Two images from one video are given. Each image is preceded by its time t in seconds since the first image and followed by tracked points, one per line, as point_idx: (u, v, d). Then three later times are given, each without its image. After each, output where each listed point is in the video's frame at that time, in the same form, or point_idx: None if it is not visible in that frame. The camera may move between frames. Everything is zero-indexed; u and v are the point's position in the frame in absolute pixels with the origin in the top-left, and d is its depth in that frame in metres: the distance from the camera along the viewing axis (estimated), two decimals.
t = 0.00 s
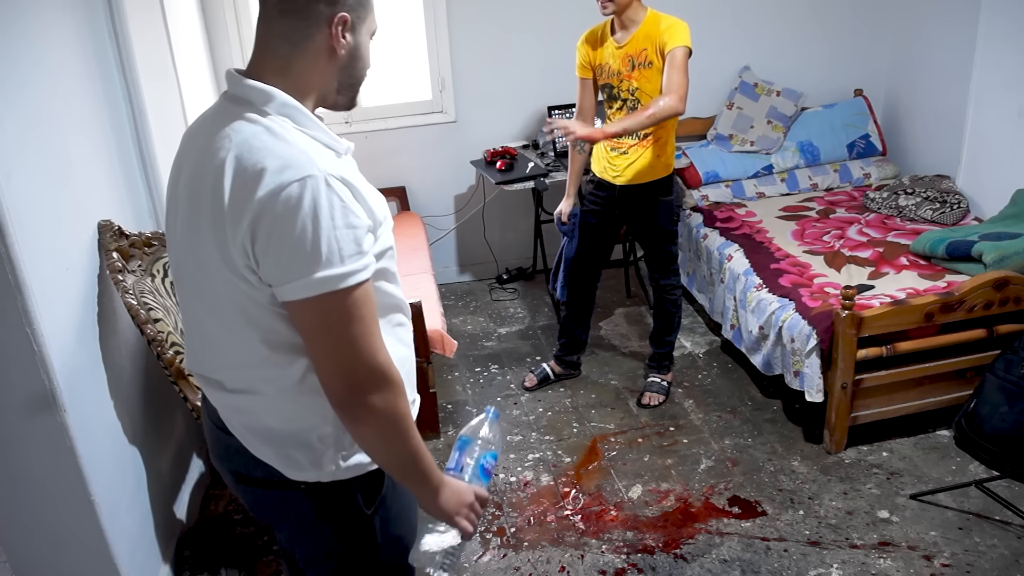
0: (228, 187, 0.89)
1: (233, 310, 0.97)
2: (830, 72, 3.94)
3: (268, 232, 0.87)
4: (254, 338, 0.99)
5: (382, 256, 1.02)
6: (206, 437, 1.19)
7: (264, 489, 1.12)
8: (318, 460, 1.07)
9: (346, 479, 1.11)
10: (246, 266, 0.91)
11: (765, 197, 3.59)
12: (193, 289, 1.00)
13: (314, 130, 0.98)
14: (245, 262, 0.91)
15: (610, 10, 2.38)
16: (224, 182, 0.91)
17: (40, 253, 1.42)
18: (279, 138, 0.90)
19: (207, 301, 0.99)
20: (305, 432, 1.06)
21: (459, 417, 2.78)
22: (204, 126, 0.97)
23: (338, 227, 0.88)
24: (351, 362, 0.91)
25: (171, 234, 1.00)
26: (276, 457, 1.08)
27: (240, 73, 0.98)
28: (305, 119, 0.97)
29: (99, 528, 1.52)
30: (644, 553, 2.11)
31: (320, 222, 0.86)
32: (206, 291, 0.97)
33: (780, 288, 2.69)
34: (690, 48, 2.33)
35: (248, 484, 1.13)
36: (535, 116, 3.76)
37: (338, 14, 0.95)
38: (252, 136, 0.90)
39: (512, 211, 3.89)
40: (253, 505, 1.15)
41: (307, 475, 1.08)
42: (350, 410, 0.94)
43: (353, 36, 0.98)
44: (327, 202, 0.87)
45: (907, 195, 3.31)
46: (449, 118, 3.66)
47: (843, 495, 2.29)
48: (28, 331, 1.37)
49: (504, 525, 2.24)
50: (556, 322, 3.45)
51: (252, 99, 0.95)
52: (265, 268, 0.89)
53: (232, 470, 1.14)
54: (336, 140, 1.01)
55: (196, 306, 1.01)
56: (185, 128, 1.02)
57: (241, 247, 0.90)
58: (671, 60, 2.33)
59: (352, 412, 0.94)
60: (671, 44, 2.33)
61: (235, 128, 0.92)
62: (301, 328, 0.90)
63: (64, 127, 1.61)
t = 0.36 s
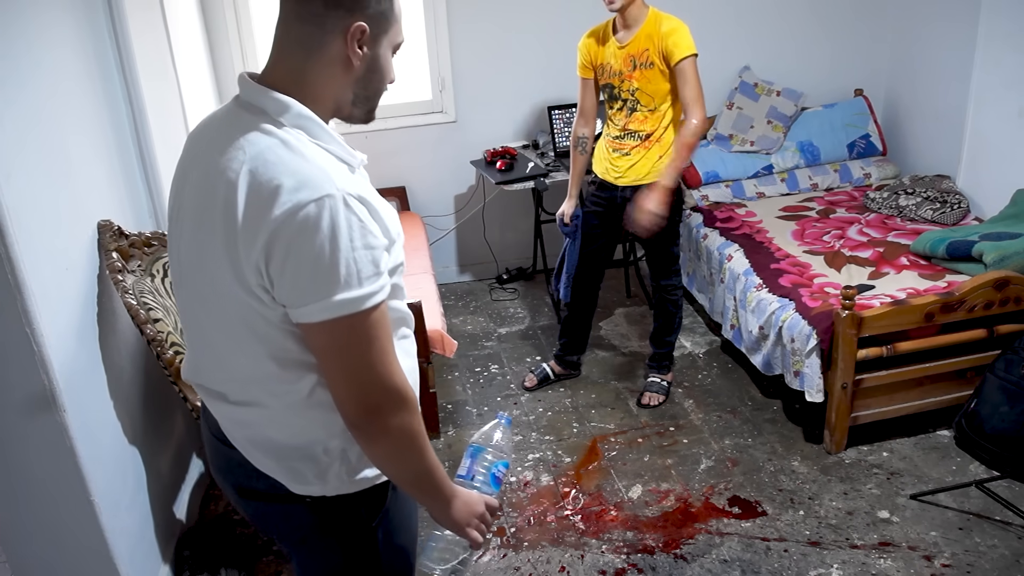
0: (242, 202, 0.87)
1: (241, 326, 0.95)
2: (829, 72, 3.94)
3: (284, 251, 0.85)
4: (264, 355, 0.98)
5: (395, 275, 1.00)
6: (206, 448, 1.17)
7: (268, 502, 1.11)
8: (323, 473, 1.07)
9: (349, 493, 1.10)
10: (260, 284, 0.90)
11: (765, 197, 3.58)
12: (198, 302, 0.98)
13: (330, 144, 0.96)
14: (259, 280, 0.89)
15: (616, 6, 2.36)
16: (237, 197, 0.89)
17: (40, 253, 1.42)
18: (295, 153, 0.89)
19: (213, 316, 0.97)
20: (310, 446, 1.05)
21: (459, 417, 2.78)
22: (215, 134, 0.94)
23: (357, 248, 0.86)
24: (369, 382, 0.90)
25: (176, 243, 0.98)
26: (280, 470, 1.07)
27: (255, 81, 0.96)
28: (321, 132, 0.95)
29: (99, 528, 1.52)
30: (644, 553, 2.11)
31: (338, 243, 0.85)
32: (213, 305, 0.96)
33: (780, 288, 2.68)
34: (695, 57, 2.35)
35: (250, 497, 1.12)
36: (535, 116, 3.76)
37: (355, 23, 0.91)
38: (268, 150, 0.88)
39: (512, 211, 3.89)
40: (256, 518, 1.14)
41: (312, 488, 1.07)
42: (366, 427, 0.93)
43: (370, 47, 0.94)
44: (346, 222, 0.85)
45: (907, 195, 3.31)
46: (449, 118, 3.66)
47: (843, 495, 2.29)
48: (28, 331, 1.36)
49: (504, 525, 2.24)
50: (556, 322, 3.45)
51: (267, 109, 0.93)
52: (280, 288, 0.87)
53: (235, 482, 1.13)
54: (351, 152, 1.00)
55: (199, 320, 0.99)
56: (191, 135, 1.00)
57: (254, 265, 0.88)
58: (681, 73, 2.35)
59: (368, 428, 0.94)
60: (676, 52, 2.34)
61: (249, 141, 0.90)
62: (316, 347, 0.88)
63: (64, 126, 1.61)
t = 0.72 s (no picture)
0: (254, 215, 0.87)
1: (251, 338, 0.95)
2: (829, 72, 3.94)
3: (297, 265, 0.85)
4: (275, 367, 0.97)
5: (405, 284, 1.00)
6: (208, 456, 1.17)
7: (275, 509, 1.11)
8: (333, 480, 1.06)
9: (358, 499, 1.10)
10: (272, 297, 0.89)
11: (765, 197, 3.58)
12: (205, 312, 0.97)
13: (340, 152, 0.96)
14: (271, 293, 0.89)
15: (628, 7, 2.36)
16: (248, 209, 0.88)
17: (40, 253, 1.42)
18: (307, 164, 0.88)
19: (221, 327, 0.96)
20: (318, 453, 1.05)
21: (459, 417, 2.78)
22: (223, 143, 0.93)
23: (371, 261, 0.86)
24: (383, 395, 0.90)
25: (182, 253, 0.97)
26: (287, 477, 1.06)
27: (263, 88, 0.95)
28: (331, 141, 0.95)
29: (99, 529, 1.52)
30: (644, 553, 2.11)
31: (352, 257, 0.84)
32: (221, 316, 0.95)
33: (780, 288, 2.68)
34: (711, 60, 2.40)
35: (257, 505, 1.12)
36: (535, 117, 3.76)
37: (371, 31, 0.90)
38: (279, 161, 0.87)
39: (512, 211, 3.89)
40: (261, 527, 1.14)
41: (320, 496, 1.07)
42: (379, 440, 0.93)
43: (383, 55, 0.94)
44: (360, 235, 0.85)
45: (907, 195, 3.31)
46: (449, 118, 3.66)
47: (843, 495, 2.29)
48: (28, 331, 1.36)
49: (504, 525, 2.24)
50: (556, 322, 3.45)
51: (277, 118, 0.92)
52: (294, 302, 0.87)
53: (240, 491, 1.12)
54: (360, 160, 0.99)
55: (206, 330, 0.99)
56: (197, 143, 0.98)
57: (266, 277, 0.87)
58: (699, 76, 2.43)
59: (382, 441, 0.93)
60: (694, 56, 2.37)
61: (260, 151, 0.89)
62: (329, 360, 0.88)
63: (64, 126, 1.61)
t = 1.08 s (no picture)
0: (266, 211, 0.86)
1: (266, 337, 0.95)
2: (829, 72, 3.94)
3: (312, 260, 0.84)
4: (290, 365, 0.97)
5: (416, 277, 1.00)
6: (217, 460, 1.16)
7: (287, 512, 1.11)
8: (348, 481, 1.07)
9: (372, 500, 1.10)
10: (287, 293, 0.89)
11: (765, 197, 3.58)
12: (218, 313, 0.97)
13: (345, 146, 0.96)
14: (287, 289, 0.88)
15: (632, 8, 2.36)
16: (260, 206, 0.88)
17: (40, 253, 1.42)
18: (316, 158, 0.88)
19: (236, 329, 0.96)
20: (331, 455, 1.05)
21: (459, 417, 2.78)
22: (229, 141, 0.93)
23: (384, 252, 0.86)
24: (397, 388, 0.90)
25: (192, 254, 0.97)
26: (301, 480, 1.06)
27: (265, 85, 0.94)
28: (337, 135, 0.95)
29: (99, 529, 1.52)
30: (644, 553, 2.11)
31: (367, 249, 0.84)
32: (235, 316, 0.95)
33: (780, 288, 2.68)
34: (711, 63, 2.41)
35: (269, 507, 1.12)
36: (534, 117, 3.76)
37: (368, 19, 0.93)
38: (288, 157, 0.87)
39: (512, 211, 3.89)
40: (272, 530, 1.14)
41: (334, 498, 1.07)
42: (393, 435, 0.93)
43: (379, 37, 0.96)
44: (373, 226, 0.85)
45: (907, 195, 3.31)
46: (449, 118, 3.66)
47: (843, 495, 2.29)
48: (28, 332, 1.36)
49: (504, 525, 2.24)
50: (556, 322, 3.45)
51: (282, 115, 0.92)
52: (309, 297, 0.86)
53: (253, 494, 1.12)
54: (366, 153, 0.99)
55: (219, 332, 0.98)
56: (200, 144, 0.98)
57: (281, 274, 0.87)
58: (696, 79, 2.43)
59: (397, 435, 0.93)
60: (695, 59, 2.38)
61: (267, 147, 0.89)
62: (345, 355, 0.88)
63: (64, 126, 1.61)
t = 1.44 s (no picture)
0: (266, 207, 0.86)
1: (272, 333, 0.94)
2: (829, 72, 3.94)
3: (316, 253, 0.84)
4: (298, 363, 0.97)
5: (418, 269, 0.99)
6: (221, 460, 1.16)
7: (294, 511, 1.10)
8: (353, 480, 1.07)
9: (379, 496, 1.11)
10: (291, 289, 0.89)
11: (765, 197, 3.58)
12: (221, 313, 0.96)
13: (341, 141, 0.96)
14: (291, 284, 0.88)
15: (629, 9, 2.37)
16: (260, 203, 0.87)
17: (40, 253, 1.42)
18: (312, 152, 0.87)
19: (241, 327, 0.95)
20: (337, 453, 1.04)
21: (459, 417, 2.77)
22: (224, 141, 0.93)
23: (386, 243, 0.85)
24: (403, 380, 0.90)
25: (193, 255, 0.97)
26: (307, 478, 1.06)
27: (258, 84, 0.94)
28: (332, 131, 0.95)
29: (99, 529, 1.51)
30: (644, 553, 2.11)
31: (368, 240, 0.84)
32: (238, 314, 0.94)
33: (780, 288, 2.68)
34: (707, 63, 2.38)
35: (275, 507, 1.11)
36: (534, 117, 3.76)
37: (348, 8, 0.92)
38: (285, 152, 0.87)
39: (512, 211, 3.89)
40: (278, 530, 1.13)
41: (339, 496, 1.07)
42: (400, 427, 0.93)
43: (362, 27, 0.95)
44: (374, 218, 0.85)
45: (907, 195, 3.31)
46: (449, 117, 3.65)
47: (843, 495, 2.29)
48: (28, 332, 1.36)
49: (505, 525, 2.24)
50: (556, 322, 3.45)
51: (276, 112, 0.92)
52: (313, 291, 0.86)
53: (258, 494, 1.11)
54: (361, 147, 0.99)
55: (224, 333, 0.98)
56: (196, 147, 0.98)
57: (285, 269, 0.87)
58: (690, 78, 2.40)
59: (405, 426, 0.93)
60: (689, 58, 2.36)
61: (264, 144, 0.88)
62: (351, 348, 0.88)
63: (64, 126, 1.60)
